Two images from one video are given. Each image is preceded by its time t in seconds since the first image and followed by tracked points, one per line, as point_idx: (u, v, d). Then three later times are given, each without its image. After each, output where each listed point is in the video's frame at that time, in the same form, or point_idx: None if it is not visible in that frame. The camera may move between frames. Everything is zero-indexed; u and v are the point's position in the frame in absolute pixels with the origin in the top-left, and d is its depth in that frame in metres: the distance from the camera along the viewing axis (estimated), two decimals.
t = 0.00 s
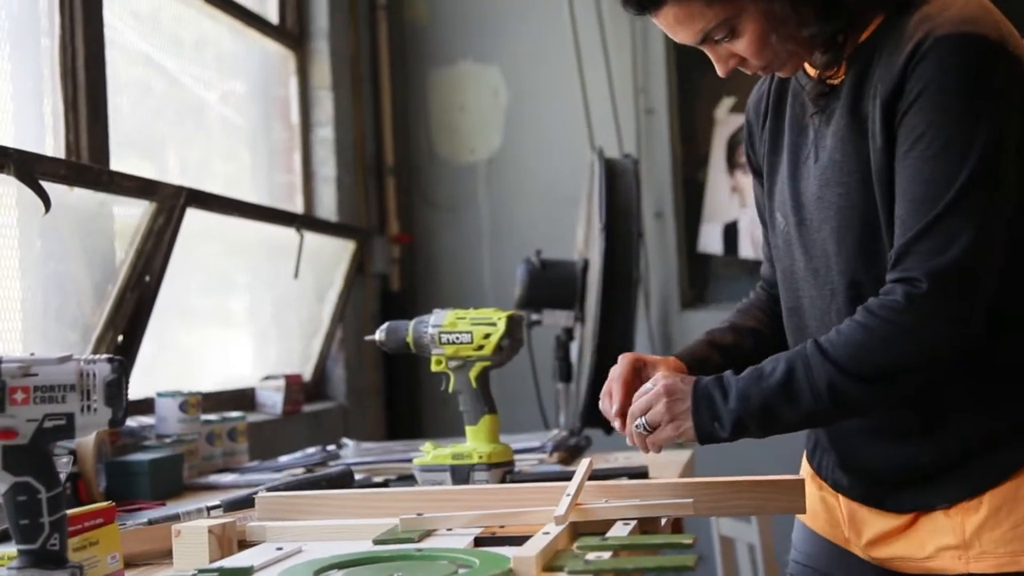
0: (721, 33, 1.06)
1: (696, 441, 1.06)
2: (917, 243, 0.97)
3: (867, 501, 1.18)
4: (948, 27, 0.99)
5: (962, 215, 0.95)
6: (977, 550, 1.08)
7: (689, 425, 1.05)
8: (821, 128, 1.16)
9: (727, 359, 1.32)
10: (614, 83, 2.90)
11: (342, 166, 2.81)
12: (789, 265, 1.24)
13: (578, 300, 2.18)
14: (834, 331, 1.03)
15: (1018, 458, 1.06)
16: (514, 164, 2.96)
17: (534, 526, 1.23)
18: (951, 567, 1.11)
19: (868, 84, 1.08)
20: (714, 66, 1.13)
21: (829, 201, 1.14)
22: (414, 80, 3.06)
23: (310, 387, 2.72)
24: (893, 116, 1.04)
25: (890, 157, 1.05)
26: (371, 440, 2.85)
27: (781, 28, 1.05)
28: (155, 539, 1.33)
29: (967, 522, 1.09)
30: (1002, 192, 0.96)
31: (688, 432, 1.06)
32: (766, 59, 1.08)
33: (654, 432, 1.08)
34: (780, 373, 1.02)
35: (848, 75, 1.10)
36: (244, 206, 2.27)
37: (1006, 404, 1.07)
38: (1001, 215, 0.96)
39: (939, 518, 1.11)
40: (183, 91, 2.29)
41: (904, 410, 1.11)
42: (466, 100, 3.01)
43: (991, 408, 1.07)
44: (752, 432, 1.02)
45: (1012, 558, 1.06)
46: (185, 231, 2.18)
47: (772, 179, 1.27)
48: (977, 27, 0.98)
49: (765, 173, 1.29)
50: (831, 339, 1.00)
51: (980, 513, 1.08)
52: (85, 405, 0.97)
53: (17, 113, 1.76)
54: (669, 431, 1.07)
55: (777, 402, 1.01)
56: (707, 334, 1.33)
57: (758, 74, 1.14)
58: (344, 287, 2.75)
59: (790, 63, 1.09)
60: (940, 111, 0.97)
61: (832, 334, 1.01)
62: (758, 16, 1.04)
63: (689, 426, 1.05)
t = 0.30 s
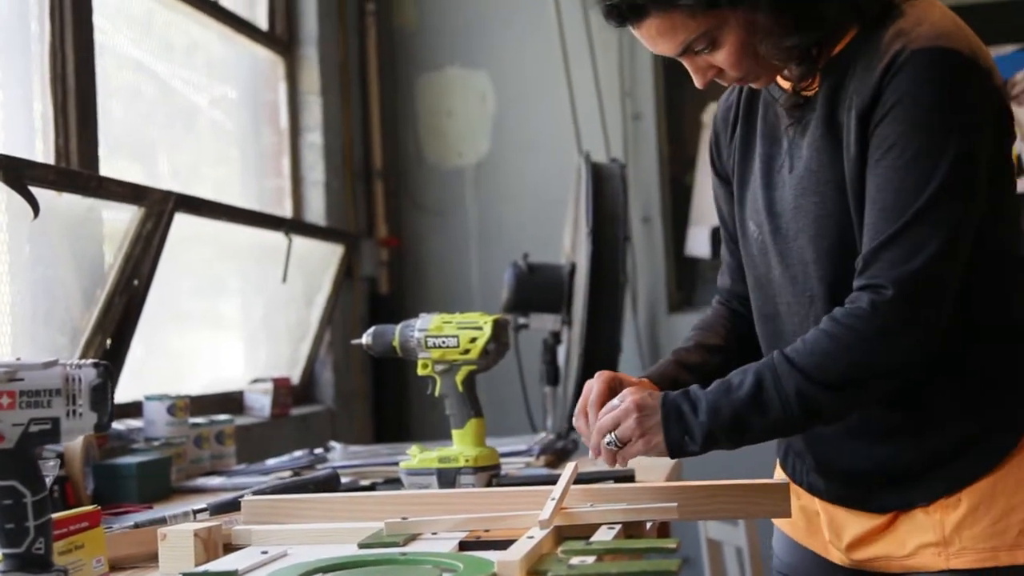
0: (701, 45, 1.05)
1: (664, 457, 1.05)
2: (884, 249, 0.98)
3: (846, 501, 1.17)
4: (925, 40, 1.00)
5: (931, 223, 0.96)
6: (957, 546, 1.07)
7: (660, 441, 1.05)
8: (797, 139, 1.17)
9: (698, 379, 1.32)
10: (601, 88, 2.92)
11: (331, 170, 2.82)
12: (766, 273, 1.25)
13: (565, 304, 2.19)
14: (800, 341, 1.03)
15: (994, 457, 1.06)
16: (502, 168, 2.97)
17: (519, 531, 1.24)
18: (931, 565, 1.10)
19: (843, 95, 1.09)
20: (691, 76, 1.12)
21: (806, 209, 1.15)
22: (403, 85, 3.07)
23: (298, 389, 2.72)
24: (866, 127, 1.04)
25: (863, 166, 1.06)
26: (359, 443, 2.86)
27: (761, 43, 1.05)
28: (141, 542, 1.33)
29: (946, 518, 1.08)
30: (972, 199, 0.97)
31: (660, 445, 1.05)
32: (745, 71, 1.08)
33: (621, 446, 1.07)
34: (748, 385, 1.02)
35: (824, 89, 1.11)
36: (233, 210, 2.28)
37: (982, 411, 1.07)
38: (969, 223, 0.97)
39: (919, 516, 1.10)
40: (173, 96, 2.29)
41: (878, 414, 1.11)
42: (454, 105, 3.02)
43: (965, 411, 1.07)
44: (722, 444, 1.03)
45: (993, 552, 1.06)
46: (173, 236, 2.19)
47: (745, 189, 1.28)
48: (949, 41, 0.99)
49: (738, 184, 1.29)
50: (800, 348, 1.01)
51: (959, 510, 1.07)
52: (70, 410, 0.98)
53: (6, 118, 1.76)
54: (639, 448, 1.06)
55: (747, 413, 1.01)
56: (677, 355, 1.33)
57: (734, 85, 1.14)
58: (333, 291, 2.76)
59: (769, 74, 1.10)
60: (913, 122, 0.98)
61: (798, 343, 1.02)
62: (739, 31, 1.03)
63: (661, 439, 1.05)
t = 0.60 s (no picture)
0: (655, 66, 1.07)
1: (643, 476, 1.05)
2: (843, 263, 1.03)
3: (803, 502, 1.21)
4: (871, 60, 1.05)
5: (883, 238, 1.02)
6: (916, 540, 1.11)
7: (636, 457, 1.06)
8: (744, 153, 1.19)
9: (643, 391, 1.34)
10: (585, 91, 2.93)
11: (315, 173, 2.81)
12: (712, 285, 1.26)
13: (548, 308, 2.19)
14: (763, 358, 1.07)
15: (945, 454, 1.11)
16: (485, 172, 2.97)
17: (498, 534, 1.23)
18: (891, 561, 1.14)
19: (794, 111, 1.13)
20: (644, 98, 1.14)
21: (757, 224, 1.17)
22: (386, 88, 3.07)
23: (281, 392, 2.72)
24: (822, 144, 1.09)
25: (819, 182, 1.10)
26: (341, 446, 2.85)
27: (713, 61, 1.07)
28: (122, 544, 1.33)
29: (902, 514, 1.12)
30: (918, 215, 1.03)
31: (635, 462, 1.05)
32: (697, 91, 1.10)
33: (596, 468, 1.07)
34: (719, 402, 1.05)
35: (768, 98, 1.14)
36: (217, 213, 2.28)
37: (932, 411, 1.12)
38: (917, 236, 1.03)
39: (877, 513, 1.14)
40: (157, 99, 2.29)
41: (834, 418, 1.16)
42: (438, 108, 3.02)
43: (917, 413, 1.12)
44: (698, 461, 1.04)
45: (951, 545, 1.10)
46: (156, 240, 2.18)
47: (685, 202, 1.29)
48: (895, 59, 1.05)
49: (676, 197, 1.30)
50: (767, 360, 1.05)
51: (916, 505, 1.11)
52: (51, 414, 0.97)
53: None
54: (616, 464, 1.06)
55: (720, 428, 1.04)
56: (621, 367, 1.36)
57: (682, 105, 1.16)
58: (317, 293, 2.75)
59: (719, 94, 1.12)
60: (867, 141, 1.03)
61: (764, 359, 1.06)
62: (693, 51, 1.06)
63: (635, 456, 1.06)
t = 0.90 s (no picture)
0: (623, 72, 1.06)
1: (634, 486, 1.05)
2: (816, 268, 1.04)
3: (766, 505, 1.21)
4: (835, 65, 1.06)
5: (855, 242, 1.03)
6: (879, 541, 1.13)
7: (622, 469, 1.06)
8: (707, 158, 1.19)
9: (612, 397, 1.34)
10: (568, 92, 2.93)
11: (297, 173, 2.81)
12: (671, 290, 1.26)
13: (531, 309, 2.19)
14: (739, 364, 1.08)
15: (908, 455, 1.13)
16: (468, 174, 2.97)
17: (476, 536, 1.23)
18: (855, 562, 1.15)
19: (758, 117, 1.13)
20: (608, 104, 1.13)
21: (724, 228, 1.18)
22: (369, 88, 3.07)
23: (264, 394, 2.71)
24: (790, 150, 1.09)
25: (786, 188, 1.11)
26: (324, 447, 2.85)
27: (678, 66, 1.08)
28: (101, 546, 1.32)
29: (864, 516, 1.13)
30: (886, 219, 1.05)
31: (620, 473, 1.05)
32: (662, 96, 1.10)
33: (584, 485, 1.06)
34: (698, 411, 1.05)
35: (730, 104, 1.14)
36: (198, 213, 2.27)
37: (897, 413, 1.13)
38: (886, 240, 1.05)
39: (839, 516, 1.15)
40: (140, 100, 2.28)
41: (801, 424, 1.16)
42: (422, 109, 3.02)
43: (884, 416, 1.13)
44: (683, 469, 1.05)
45: (914, 544, 1.11)
46: (137, 241, 2.18)
47: (643, 208, 1.29)
48: (858, 64, 1.06)
49: (634, 203, 1.30)
50: (742, 367, 1.05)
51: (879, 507, 1.13)
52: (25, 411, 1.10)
53: None
54: (603, 477, 1.06)
55: (701, 434, 1.04)
56: (591, 377, 1.36)
57: (644, 109, 1.16)
58: (299, 294, 2.75)
59: (680, 99, 1.12)
60: (836, 147, 1.04)
61: (741, 365, 1.06)
62: (660, 57, 1.06)
63: (619, 469, 1.05)
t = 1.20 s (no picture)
0: (603, 72, 1.05)
1: (616, 487, 1.04)
2: (797, 270, 1.03)
3: (743, 508, 1.21)
4: (808, 66, 1.05)
5: (835, 244, 1.03)
6: (856, 543, 1.12)
7: (604, 470, 1.05)
8: (682, 160, 1.19)
9: (593, 398, 1.33)
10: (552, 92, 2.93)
11: (280, 172, 2.79)
12: (646, 292, 1.25)
13: (514, 309, 2.18)
14: (721, 367, 1.07)
15: (885, 456, 1.12)
16: (452, 174, 2.97)
17: (456, 536, 1.22)
18: (831, 564, 1.14)
19: (733, 118, 1.12)
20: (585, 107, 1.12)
21: (701, 230, 1.17)
22: (352, 87, 3.05)
23: (246, 394, 2.70)
24: (765, 151, 1.09)
25: (763, 189, 1.10)
26: (307, 448, 2.84)
27: (656, 64, 1.07)
28: (77, 546, 1.31)
29: (841, 518, 1.13)
30: (863, 219, 1.04)
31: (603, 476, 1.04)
32: (640, 97, 1.09)
33: (567, 485, 1.05)
34: (682, 414, 1.04)
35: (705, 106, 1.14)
36: (180, 212, 2.26)
37: (874, 414, 1.13)
38: (864, 241, 1.04)
39: (816, 518, 1.15)
40: (122, 98, 2.26)
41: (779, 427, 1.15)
42: (406, 108, 3.01)
43: (862, 418, 1.13)
44: (667, 473, 1.04)
45: (890, 546, 1.11)
46: (118, 239, 2.16)
47: (617, 209, 1.29)
48: (831, 65, 1.05)
49: (607, 204, 1.30)
50: (725, 371, 1.04)
51: (855, 509, 1.12)
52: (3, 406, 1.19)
53: None
54: (586, 477, 1.05)
55: (684, 438, 1.03)
56: (572, 377, 1.35)
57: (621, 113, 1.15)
58: (281, 294, 2.73)
59: (658, 101, 1.11)
60: (813, 148, 1.03)
61: (723, 369, 1.05)
62: (639, 55, 1.05)
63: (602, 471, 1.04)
